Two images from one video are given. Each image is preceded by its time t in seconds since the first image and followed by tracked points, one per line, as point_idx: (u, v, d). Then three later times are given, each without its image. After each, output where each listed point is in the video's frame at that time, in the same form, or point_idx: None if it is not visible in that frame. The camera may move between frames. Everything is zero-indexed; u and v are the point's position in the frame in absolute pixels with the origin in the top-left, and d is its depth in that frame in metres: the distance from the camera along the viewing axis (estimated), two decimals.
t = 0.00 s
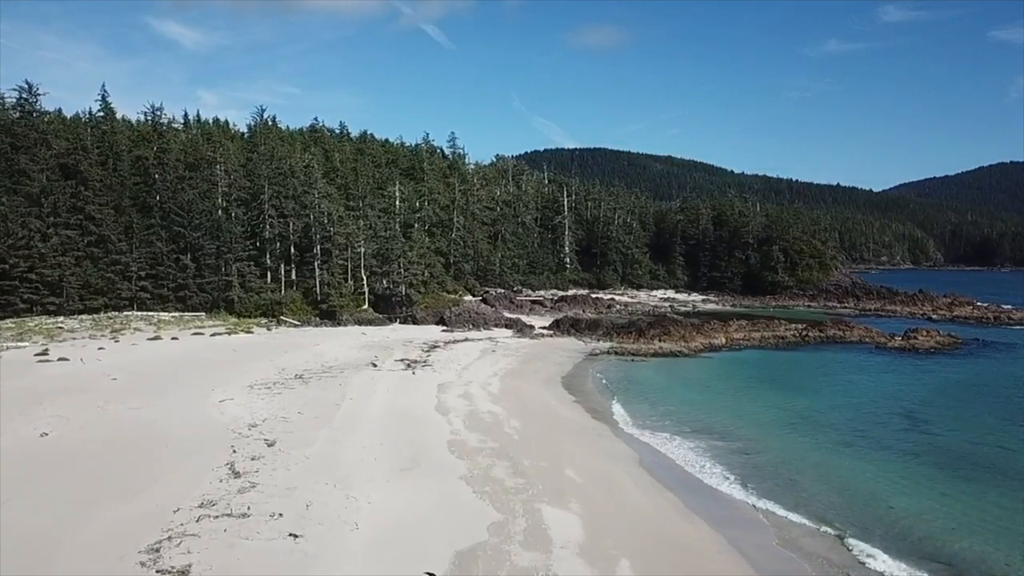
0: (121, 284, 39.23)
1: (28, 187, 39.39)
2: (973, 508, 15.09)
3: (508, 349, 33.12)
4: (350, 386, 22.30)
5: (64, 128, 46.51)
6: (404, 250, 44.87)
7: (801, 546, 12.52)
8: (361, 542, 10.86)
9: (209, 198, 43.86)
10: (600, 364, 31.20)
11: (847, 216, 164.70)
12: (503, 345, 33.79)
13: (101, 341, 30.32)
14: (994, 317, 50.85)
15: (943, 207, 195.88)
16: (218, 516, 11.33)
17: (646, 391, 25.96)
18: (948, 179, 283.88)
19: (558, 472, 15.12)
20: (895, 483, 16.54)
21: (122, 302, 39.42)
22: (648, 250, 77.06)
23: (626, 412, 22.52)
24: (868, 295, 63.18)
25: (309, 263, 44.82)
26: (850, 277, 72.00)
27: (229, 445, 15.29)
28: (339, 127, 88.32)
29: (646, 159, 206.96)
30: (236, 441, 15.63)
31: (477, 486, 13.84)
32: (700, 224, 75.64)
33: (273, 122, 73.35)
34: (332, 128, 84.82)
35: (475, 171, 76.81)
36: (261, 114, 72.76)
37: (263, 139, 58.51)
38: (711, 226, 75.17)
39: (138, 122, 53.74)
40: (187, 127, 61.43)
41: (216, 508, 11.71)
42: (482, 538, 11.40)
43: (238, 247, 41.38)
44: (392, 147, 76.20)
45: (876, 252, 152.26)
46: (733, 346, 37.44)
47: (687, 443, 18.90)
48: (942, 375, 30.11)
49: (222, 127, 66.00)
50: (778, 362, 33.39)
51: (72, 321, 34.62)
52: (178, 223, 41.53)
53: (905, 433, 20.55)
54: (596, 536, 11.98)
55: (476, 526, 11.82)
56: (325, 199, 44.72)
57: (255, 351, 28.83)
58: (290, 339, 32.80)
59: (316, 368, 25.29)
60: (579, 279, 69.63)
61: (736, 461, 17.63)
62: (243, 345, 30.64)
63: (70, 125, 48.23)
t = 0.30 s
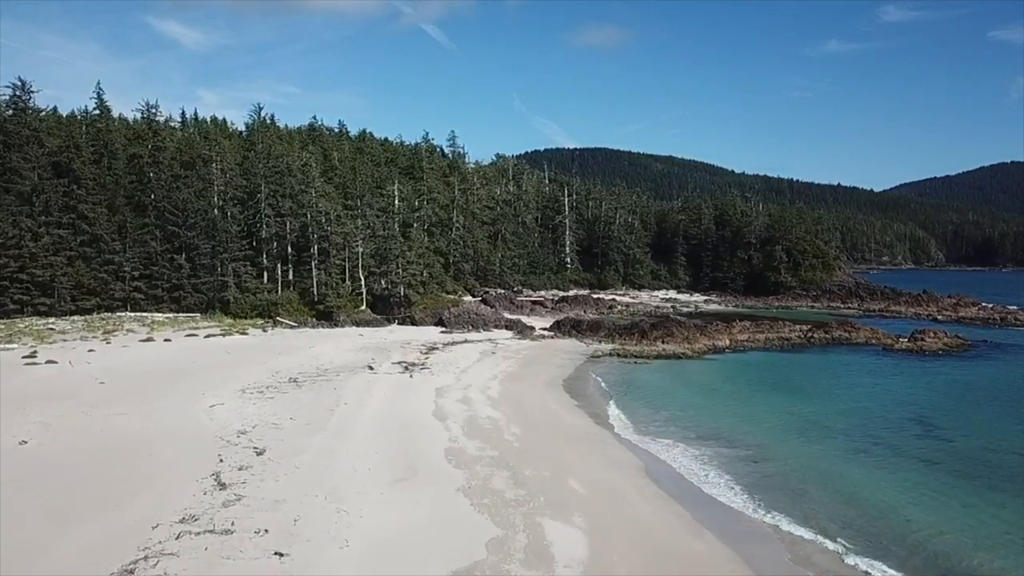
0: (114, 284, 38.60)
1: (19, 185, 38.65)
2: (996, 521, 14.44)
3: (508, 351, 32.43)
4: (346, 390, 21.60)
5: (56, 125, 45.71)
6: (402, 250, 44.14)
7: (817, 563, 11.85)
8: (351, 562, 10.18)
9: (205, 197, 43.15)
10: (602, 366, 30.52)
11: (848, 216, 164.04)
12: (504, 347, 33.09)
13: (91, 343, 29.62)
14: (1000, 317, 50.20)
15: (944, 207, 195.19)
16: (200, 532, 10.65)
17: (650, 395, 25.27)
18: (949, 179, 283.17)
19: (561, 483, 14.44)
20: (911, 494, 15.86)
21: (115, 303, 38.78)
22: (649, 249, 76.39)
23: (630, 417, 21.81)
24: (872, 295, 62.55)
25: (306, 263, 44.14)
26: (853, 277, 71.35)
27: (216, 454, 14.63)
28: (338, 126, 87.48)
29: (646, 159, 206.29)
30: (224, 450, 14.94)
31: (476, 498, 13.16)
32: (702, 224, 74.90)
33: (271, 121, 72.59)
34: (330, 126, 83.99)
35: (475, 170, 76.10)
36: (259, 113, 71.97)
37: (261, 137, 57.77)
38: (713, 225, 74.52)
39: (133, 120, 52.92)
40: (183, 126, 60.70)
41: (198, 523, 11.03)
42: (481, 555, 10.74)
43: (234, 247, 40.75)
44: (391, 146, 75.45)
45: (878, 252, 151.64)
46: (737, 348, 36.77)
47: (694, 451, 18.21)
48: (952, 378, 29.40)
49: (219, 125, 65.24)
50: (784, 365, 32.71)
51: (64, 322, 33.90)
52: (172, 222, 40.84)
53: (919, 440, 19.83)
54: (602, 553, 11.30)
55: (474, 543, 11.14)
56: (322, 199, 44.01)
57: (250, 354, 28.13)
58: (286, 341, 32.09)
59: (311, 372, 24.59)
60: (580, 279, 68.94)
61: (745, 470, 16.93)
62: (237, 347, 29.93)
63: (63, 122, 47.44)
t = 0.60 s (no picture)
0: (107, 284, 37.97)
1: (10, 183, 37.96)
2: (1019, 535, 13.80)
3: (508, 353, 31.80)
4: (341, 394, 20.93)
5: (49, 123, 44.96)
6: (400, 250, 43.54)
7: None
8: None
9: (201, 196, 42.47)
10: (604, 369, 29.84)
11: (850, 216, 163.37)
12: (504, 349, 32.40)
13: (81, 344, 28.93)
14: (1007, 318, 49.55)
15: (946, 207, 194.55)
16: (180, 551, 10.00)
17: (655, 398, 24.60)
18: (950, 179, 282.66)
19: (563, 494, 13.78)
20: (928, 506, 15.21)
21: (108, 303, 38.16)
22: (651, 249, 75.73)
23: (633, 422, 21.19)
24: (876, 296, 61.91)
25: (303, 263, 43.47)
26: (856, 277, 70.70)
27: (202, 464, 13.94)
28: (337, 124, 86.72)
29: (647, 158, 205.65)
30: (211, 459, 14.28)
31: (475, 511, 12.51)
32: (703, 223, 74.28)
33: (269, 119, 71.83)
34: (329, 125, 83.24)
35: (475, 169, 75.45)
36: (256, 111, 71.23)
37: (258, 135, 57.06)
38: (715, 225, 73.85)
39: (128, 118, 52.20)
40: (179, 123, 59.95)
41: (179, 541, 10.38)
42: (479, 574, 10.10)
43: (229, 247, 40.12)
44: (391, 145, 74.76)
45: (879, 252, 151.06)
46: (741, 349, 36.11)
47: (701, 459, 17.55)
48: (961, 381, 28.76)
49: (216, 123, 64.54)
50: (789, 367, 32.04)
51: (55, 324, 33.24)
52: (167, 222, 40.20)
53: (932, 447, 19.17)
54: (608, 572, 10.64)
55: (472, 562, 10.48)
56: (320, 198, 43.37)
57: (244, 356, 27.46)
58: (282, 342, 31.42)
59: (306, 375, 23.92)
60: (581, 279, 68.27)
61: (753, 478, 16.28)
62: (231, 349, 29.26)
63: (56, 120, 46.69)
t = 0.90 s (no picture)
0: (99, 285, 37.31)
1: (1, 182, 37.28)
2: None
3: (508, 355, 31.08)
4: (335, 399, 20.26)
5: (43, 121, 44.27)
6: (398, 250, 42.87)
7: None
8: None
9: (195, 195, 41.80)
10: (606, 372, 29.14)
11: (851, 216, 162.71)
12: (503, 352, 31.69)
13: (70, 347, 28.18)
14: (1013, 319, 48.92)
15: (947, 207, 193.89)
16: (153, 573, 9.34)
17: (659, 403, 23.88)
18: (951, 180, 282.26)
19: (567, 508, 13.09)
20: (947, 519, 14.50)
21: (101, 304, 37.51)
22: (652, 249, 75.04)
23: (636, 429, 20.49)
24: (880, 297, 61.27)
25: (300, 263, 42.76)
26: (860, 277, 70.05)
27: (185, 476, 13.24)
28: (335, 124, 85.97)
29: (647, 158, 205.00)
30: (195, 469, 13.61)
31: (471, 526, 11.81)
32: (705, 224, 73.65)
33: (266, 118, 71.10)
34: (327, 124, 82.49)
35: (476, 169, 74.81)
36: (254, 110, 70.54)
37: (255, 134, 56.38)
38: (717, 225, 73.16)
39: (123, 116, 51.49)
40: (175, 122, 59.16)
41: (155, 560, 9.75)
42: None
43: (225, 246, 39.43)
44: (390, 145, 74.08)
45: (880, 252, 150.53)
46: (746, 351, 35.42)
47: (708, 468, 16.85)
48: (972, 384, 28.11)
49: (213, 122, 63.85)
50: (795, 370, 31.36)
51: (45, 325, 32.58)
52: (161, 221, 39.54)
53: (948, 454, 18.48)
54: None
55: None
56: (317, 197, 42.73)
57: (237, 359, 26.75)
58: (277, 344, 30.71)
59: (300, 379, 23.21)
60: (582, 279, 67.57)
61: (763, 489, 15.55)
62: (224, 352, 28.54)
63: (50, 119, 46.01)
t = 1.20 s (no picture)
0: (92, 285, 36.70)
1: None
2: None
3: (507, 357, 30.43)
4: (329, 404, 19.58)
5: (35, 118, 43.56)
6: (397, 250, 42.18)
7: None
8: None
9: (190, 194, 41.12)
10: (609, 375, 28.47)
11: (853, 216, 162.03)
12: (503, 354, 31.03)
13: (60, 349, 27.53)
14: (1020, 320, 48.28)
15: (948, 207, 193.28)
16: None
17: (663, 408, 23.21)
18: (952, 180, 281.53)
19: (569, 522, 12.43)
20: (966, 534, 13.86)
21: (93, 306, 36.90)
22: (654, 249, 74.37)
23: (639, 435, 19.83)
24: (884, 297, 60.63)
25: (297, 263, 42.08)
26: (863, 277, 69.40)
27: (167, 488, 12.55)
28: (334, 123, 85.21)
29: (648, 158, 204.33)
30: (178, 481, 12.96)
31: (467, 543, 11.16)
32: (707, 223, 72.96)
33: (264, 117, 70.39)
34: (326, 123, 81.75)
35: (476, 168, 74.17)
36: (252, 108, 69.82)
37: (253, 132, 55.71)
38: (719, 225, 72.50)
39: (118, 114, 50.78)
40: (171, 120, 58.44)
41: None
42: None
43: (220, 246, 38.80)
44: (389, 143, 73.33)
45: (882, 252, 149.92)
46: (750, 354, 34.76)
47: (715, 477, 16.17)
48: (982, 388, 27.47)
49: (210, 121, 63.13)
50: (801, 373, 30.70)
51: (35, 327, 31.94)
52: (154, 220, 38.90)
53: (963, 463, 17.82)
54: None
55: None
56: (314, 196, 42.03)
57: (230, 362, 26.08)
58: (272, 346, 30.05)
59: (293, 383, 22.54)
60: (583, 280, 66.93)
61: (774, 501, 14.88)
62: (217, 354, 27.88)
63: (44, 116, 45.32)
